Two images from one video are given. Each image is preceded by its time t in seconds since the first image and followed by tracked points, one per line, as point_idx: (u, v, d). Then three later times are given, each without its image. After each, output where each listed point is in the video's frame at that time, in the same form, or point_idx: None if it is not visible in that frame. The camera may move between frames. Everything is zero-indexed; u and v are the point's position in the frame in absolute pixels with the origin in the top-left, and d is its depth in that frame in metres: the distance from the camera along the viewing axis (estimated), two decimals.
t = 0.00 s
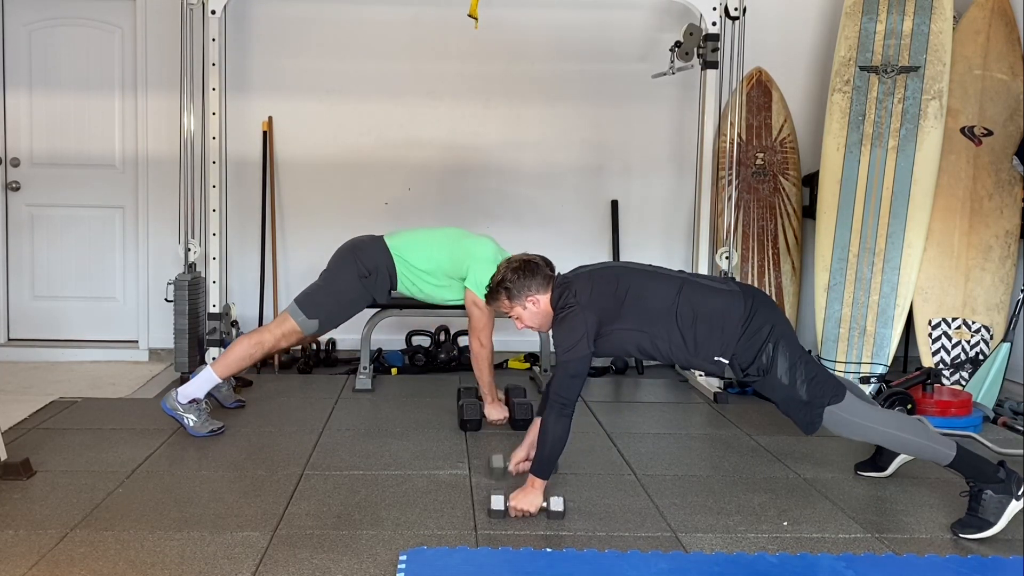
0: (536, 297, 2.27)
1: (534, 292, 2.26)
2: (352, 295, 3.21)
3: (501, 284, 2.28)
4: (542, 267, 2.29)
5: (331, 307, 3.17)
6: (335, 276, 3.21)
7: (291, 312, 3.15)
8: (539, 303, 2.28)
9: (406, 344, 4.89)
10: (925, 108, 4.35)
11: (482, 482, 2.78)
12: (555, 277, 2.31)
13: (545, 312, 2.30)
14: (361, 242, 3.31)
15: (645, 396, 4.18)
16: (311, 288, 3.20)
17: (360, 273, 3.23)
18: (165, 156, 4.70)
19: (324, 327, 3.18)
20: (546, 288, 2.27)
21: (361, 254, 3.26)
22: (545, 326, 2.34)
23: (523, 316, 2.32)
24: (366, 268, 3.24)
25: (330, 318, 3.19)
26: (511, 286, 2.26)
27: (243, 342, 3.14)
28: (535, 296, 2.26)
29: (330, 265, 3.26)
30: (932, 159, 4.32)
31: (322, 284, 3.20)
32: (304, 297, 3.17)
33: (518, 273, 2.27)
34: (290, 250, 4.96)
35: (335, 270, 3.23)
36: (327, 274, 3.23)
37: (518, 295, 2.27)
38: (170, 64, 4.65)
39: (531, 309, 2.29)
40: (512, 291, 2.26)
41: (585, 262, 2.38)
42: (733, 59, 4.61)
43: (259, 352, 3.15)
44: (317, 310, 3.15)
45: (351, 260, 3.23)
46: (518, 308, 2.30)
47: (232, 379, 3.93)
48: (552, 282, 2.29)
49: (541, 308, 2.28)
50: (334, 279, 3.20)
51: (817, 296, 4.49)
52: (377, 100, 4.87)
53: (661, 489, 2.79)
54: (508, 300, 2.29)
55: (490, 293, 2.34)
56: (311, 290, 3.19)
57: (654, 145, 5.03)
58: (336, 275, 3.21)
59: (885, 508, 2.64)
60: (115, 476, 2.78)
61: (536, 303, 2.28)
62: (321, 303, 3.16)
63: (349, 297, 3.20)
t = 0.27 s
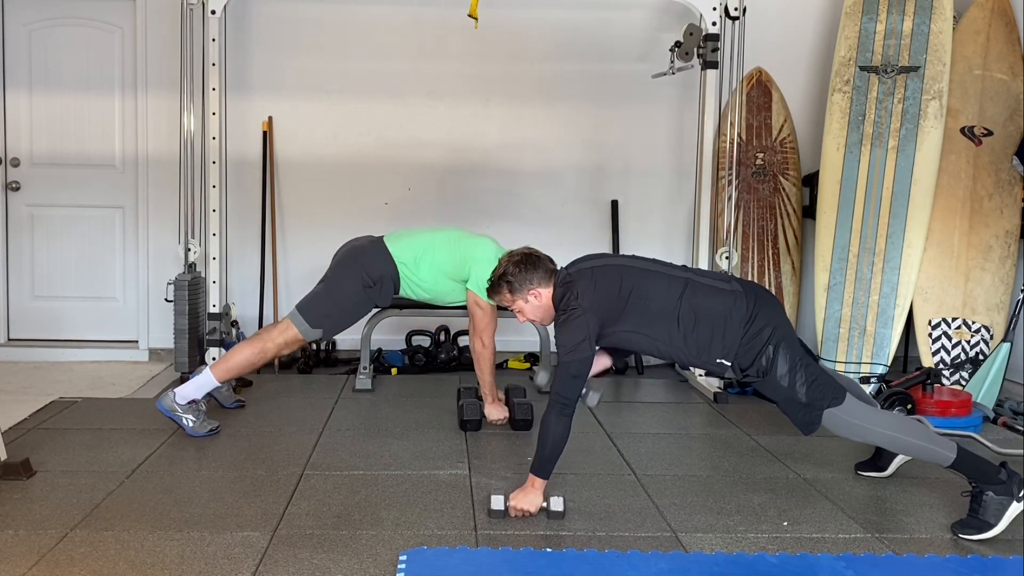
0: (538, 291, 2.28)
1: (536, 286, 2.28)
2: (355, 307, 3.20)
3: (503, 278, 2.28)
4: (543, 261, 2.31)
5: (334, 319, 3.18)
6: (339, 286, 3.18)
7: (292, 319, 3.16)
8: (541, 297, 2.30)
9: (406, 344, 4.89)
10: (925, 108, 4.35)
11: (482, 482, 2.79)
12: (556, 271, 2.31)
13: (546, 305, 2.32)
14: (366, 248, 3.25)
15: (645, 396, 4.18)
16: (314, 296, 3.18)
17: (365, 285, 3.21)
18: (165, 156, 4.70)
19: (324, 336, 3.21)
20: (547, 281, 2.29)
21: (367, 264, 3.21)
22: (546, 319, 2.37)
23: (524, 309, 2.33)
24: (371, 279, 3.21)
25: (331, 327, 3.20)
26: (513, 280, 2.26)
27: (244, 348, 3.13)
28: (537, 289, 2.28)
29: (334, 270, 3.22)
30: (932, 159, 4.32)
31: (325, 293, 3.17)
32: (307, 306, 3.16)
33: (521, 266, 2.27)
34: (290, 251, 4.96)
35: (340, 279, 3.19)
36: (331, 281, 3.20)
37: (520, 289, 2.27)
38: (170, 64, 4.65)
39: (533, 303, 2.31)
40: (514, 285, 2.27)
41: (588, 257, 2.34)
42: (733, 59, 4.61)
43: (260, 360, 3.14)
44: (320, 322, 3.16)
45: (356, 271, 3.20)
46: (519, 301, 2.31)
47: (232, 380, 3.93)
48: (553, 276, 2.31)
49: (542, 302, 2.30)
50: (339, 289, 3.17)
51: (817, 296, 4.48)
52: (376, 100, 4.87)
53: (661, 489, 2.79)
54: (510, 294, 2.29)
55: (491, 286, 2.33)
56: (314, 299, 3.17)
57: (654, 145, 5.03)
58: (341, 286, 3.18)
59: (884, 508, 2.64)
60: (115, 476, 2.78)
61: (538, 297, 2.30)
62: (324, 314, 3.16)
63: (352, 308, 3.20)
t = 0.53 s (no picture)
0: (538, 292, 2.29)
1: (535, 287, 2.28)
2: (354, 315, 3.17)
3: (502, 279, 2.29)
4: (543, 262, 2.31)
5: (332, 327, 3.15)
6: (339, 294, 3.13)
7: (292, 324, 3.14)
8: (540, 298, 2.30)
9: (406, 344, 4.89)
10: (925, 108, 4.35)
11: (482, 482, 2.79)
12: (556, 272, 2.32)
13: (545, 306, 2.32)
14: (369, 255, 3.19)
15: (645, 397, 4.18)
16: (314, 303, 3.13)
17: (366, 294, 3.16)
18: (165, 156, 4.70)
19: (321, 342, 3.20)
20: (546, 282, 2.30)
21: (368, 272, 3.16)
22: (545, 320, 2.37)
23: (524, 310, 2.34)
24: (372, 288, 3.17)
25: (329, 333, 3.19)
26: (513, 280, 2.27)
27: (243, 352, 3.13)
28: (537, 290, 2.28)
29: (337, 275, 3.15)
30: (932, 159, 4.32)
31: (325, 300, 3.13)
32: (307, 313, 3.13)
33: (520, 267, 2.28)
34: (290, 251, 4.96)
35: (340, 287, 3.14)
36: (331, 289, 3.14)
37: (520, 290, 2.28)
38: (170, 64, 4.65)
39: (532, 303, 2.31)
40: (513, 286, 2.27)
41: (588, 256, 2.34)
42: (733, 60, 4.61)
43: (258, 365, 3.15)
44: (319, 330, 3.14)
45: (357, 280, 3.14)
46: (519, 302, 2.31)
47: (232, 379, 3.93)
48: (553, 277, 2.31)
49: (542, 302, 2.31)
50: (339, 297, 3.13)
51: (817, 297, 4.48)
52: (376, 100, 4.87)
53: (661, 489, 2.79)
54: (510, 295, 2.30)
55: (491, 288, 2.34)
56: (315, 305, 3.13)
57: (654, 145, 5.03)
58: (341, 294, 3.13)
59: (885, 508, 2.64)
60: (115, 476, 2.78)
61: (537, 297, 2.30)
62: (323, 322, 3.13)
63: (351, 316, 3.16)
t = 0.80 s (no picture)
0: (538, 291, 2.30)
1: (536, 286, 2.30)
2: (354, 316, 3.18)
3: (503, 279, 2.30)
4: (543, 261, 2.32)
5: (332, 327, 3.16)
6: (340, 294, 3.14)
7: (292, 324, 3.15)
8: (541, 297, 2.31)
9: (405, 344, 4.89)
10: (925, 108, 4.35)
11: (482, 482, 2.79)
12: (557, 272, 2.33)
13: (546, 305, 2.34)
14: (370, 256, 3.19)
15: (645, 397, 4.18)
16: (315, 303, 3.15)
17: (366, 295, 3.17)
18: (165, 156, 4.70)
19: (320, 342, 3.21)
20: (547, 281, 2.31)
21: (368, 273, 3.16)
22: (546, 318, 2.39)
23: (525, 309, 2.35)
24: (372, 289, 3.17)
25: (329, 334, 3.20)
26: (514, 280, 2.28)
27: (244, 351, 3.15)
28: (537, 290, 2.30)
29: (337, 275, 3.16)
30: (932, 159, 4.33)
31: (325, 300, 3.14)
32: (307, 313, 3.14)
33: (521, 267, 2.29)
34: (290, 251, 4.96)
35: (341, 287, 3.15)
36: (332, 290, 3.15)
37: (520, 290, 2.29)
38: (170, 64, 4.65)
39: (533, 302, 2.33)
40: (514, 285, 2.29)
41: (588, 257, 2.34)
42: (733, 60, 4.61)
43: (259, 364, 3.17)
44: (319, 330, 3.15)
45: (358, 280, 3.15)
46: (520, 301, 2.33)
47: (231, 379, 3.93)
48: (554, 276, 2.33)
49: (542, 302, 2.32)
50: (339, 298, 3.14)
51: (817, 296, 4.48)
52: (376, 100, 4.87)
53: (661, 489, 2.79)
54: (511, 294, 2.32)
55: (492, 287, 2.36)
56: (315, 304, 3.15)
57: (654, 145, 5.03)
58: (342, 294, 3.14)
59: (885, 508, 2.64)
60: (115, 476, 2.78)
61: (538, 297, 2.31)
62: (323, 322, 3.14)
63: (351, 317, 3.17)
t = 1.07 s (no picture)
0: (539, 297, 2.25)
1: (536, 292, 2.25)
2: (355, 316, 3.17)
3: (503, 284, 2.26)
4: (543, 267, 2.28)
5: (332, 327, 3.15)
6: (340, 295, 3.13)
7: (292, 325, 3.14)
8: (541, 303, 2.26)
9: (405, 344, 4.89)
10: (925, 108, 4.35)
11: (482, 482, 2.79)
12: (557, 278, 2.30)
13: (546, 311, 2.29)
14: (369, 257, 3.19)
15: (645, 397, 4.18)
16: (314, 304, 3.14)
17: (366, 295, 3.17)
18: (165, 156, 4.70)
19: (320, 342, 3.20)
20: (547, 288, 2.27)
21: (368, 274, 3.16)
22: (547, 326, 2.33)
23: (525, 316, 2.30)
24: (372, 289, 3.17)
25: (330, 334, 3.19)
26: (514, 285, 2.24)
27: (243, 352, 3.14)
28: (537, 296, 2.25)
29: (337, 277, 3.16)
30: (932, 159, 4.33)
31: (325, 301, 3.13)
32: (307, 314, 3.13)
33: (521, 272, 2.25)
34: (290, 251, 4.96)
35: (341, 288, 3.14)
36: (332, 291, 3.14)
37: (520, 296, 2.25)
38: (170, 64, 4.65)
39: (533, 309, 2.27)
40: (514, 291, 2.25)
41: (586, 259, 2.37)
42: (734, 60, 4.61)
43: (259, 365, 3.15)
44: (319, 330, 3.14)
45: (358, 280, 3.15)
46: (520, 308, 2.28)
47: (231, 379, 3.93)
48: (553, 283, 2.29)
49: (542, 308, 2.27)
50: (339, 298, 3.13)
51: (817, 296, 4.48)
52: (376, 100, 4.87)
53: (661, 489, 2.79)
54: (510, 300, 2.28)
55: (492, 294, 2.32)
56: (314, 305, 3.13)
57: (654, 145, 5.03)
58: (342, 295, 3.13)
59: (885, 508, 2.64)
60: (115, 476, 2.78)
61: (538, 303, 2.26)
62: (324, 322, 3.14)
63: (351, 317, 3.17)
